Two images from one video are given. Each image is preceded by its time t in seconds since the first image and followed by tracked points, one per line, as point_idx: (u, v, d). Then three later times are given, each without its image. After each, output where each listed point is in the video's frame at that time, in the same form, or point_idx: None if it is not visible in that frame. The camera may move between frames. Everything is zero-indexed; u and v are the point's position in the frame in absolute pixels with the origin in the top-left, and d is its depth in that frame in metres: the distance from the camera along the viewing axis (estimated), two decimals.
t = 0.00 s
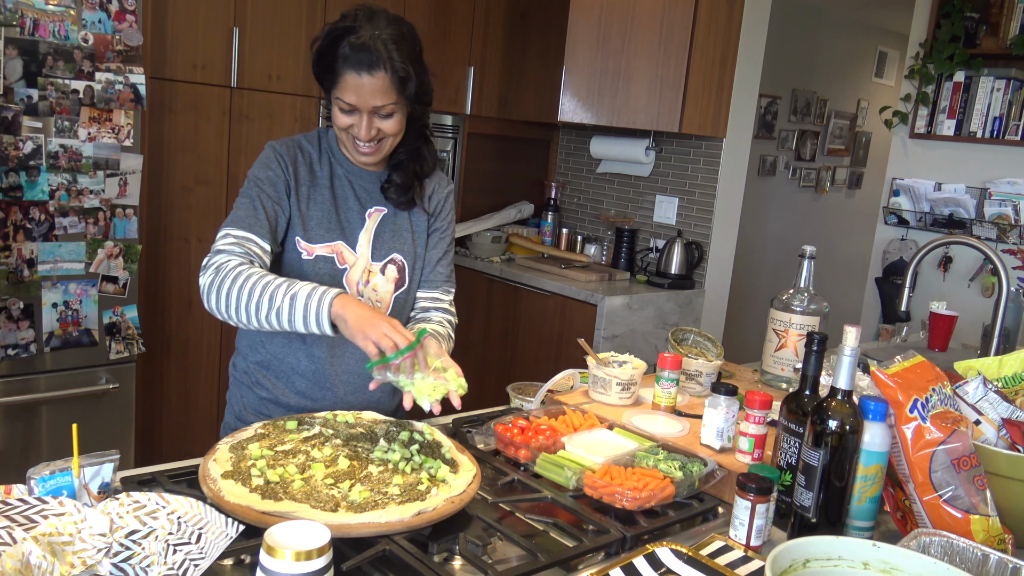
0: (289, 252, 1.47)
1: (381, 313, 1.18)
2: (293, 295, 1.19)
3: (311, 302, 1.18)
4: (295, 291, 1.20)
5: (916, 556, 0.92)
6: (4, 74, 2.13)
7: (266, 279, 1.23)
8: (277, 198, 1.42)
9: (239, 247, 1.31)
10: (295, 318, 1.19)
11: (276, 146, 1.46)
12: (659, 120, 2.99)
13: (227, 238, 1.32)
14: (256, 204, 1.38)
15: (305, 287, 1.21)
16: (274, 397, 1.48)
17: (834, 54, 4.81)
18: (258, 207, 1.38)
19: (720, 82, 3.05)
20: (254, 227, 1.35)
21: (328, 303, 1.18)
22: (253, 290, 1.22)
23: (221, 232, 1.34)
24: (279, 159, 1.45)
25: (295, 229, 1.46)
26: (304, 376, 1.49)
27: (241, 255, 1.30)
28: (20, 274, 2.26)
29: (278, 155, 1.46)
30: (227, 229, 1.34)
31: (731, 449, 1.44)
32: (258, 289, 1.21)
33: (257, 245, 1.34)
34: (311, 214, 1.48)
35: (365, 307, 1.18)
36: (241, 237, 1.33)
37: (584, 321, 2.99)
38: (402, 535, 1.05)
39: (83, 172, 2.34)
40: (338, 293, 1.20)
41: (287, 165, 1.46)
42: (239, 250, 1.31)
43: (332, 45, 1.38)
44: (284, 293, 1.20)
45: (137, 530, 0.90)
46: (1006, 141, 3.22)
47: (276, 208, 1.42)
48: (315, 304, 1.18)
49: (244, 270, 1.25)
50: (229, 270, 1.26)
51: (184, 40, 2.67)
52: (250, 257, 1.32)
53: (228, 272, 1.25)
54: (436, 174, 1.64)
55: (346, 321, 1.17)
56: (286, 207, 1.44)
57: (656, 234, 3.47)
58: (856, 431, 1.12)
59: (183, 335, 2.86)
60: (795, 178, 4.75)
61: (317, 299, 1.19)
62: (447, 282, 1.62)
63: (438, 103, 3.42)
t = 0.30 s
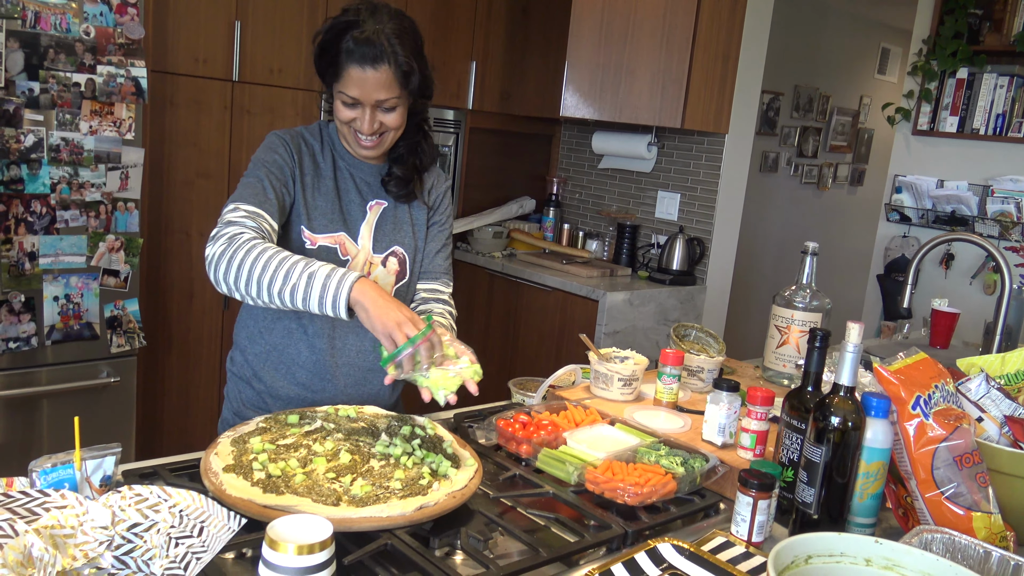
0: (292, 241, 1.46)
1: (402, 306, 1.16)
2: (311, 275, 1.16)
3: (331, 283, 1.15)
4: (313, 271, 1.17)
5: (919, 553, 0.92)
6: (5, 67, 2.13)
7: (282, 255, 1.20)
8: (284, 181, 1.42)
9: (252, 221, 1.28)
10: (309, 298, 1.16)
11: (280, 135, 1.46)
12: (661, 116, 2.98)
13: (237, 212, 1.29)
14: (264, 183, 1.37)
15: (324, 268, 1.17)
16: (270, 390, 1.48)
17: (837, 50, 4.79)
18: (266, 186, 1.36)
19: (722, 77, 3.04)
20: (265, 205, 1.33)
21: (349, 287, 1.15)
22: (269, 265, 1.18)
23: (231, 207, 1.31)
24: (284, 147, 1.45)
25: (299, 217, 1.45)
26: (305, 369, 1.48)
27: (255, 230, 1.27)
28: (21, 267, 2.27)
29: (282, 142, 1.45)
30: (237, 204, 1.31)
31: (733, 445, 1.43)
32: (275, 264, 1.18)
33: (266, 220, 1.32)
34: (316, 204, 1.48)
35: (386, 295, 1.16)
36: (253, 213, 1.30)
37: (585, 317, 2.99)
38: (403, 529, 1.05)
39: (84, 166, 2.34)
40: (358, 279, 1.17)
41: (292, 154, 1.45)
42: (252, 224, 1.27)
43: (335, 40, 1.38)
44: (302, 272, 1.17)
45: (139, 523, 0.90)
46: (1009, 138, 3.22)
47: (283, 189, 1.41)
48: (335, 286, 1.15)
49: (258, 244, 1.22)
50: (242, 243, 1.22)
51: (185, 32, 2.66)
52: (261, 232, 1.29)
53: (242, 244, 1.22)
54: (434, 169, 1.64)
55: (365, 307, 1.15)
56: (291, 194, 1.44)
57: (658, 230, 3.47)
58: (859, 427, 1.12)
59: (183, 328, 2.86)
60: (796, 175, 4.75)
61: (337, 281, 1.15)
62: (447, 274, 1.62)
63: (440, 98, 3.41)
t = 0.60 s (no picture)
0: (297, 242, 1.46)
1: (414, 316, 1.19)
2: (322, 294, 1.17)
3: (342, 304, 1.17)
4: (323, 290, 1.18)
5: (922, 550, 0.92)
6: (4, 66, 2.13)
7: (291, 271, 1.20)
8: (286, 183, 1.41)
9: (257, 232, 1.29)
10: (320, 316, 1.17)
11: (281, 135, 1.45)
12: (661, 113, 2.97)
13: (242, 222, 1.29)
14: (267, 188, 1.37)
15: (334, 287, 1.18)
16: (274, 388, 1.48)
17: (836, 47, 4.78)
18: (268, 191, 1.36)
19: (722, 74, 3.03)
20: (268, 212, 1.33)
21: (360, 307, 1.17)
22: (280, 282, 1.19)
23: (234, 216, 1.31)
24: (285, 147, 1.45)
25: (302, 218, 1.45)
26: (307, 367, 1.48)
27: (260, 241, 1.28)
28: (21, 266, 2.27)
29: (284, 143, 1.45)
30: (241, 212, 1.31)
31: (734, 442, 1.43)
32: (285, 282, 1.19)
33: (271, 229, 1.32)
34: (318, 203, 1.47)
35: (397, 313, 1.18)
36: (258, 222, 1.30)
37: (586, 314, 2.99)
38: (404, 527, 1.05)
39: (84, 165, 2.33)
40: (368, 299, 1.18)
41: (294, 153, 1.45)
42: (257, 235, 1.28)
43: (340, 38, 1.37)
44: (312, 291, 1.18)
45: (140, 522, 0.90)
46: (1010, 134, 3.21)
47: (286, 193, 1.41)
48: (346, 306, 1.17)
49: (267, 258, 1.22)
50: (252, 257, 1.22)
51: (185, 31, 2.66)
52: (266, 242, 1.30)
53: (251, 259, 1.22)
54: (436, 167, 1.64)
55: (378, 326, 1.17)
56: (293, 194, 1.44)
57: (658, 227, 3.46)
58: (861, 424, 1.12)
59: (184, 327, 2.86)
60: (797, 172, 4.74)
61: (348, 301, 1.17)
62: (450, 272, 1.62)
63: (440, 95, 3.40)
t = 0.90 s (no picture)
0: (303, 241, 1.45)
1: (373, 324, 1.14)
2: (283, 300, 1.15)
3: (301, 310, 1.14)
4: (284, 296, 1.16)
5: (921, 548, 0.92)
6: (5, 65, 2.13)
7: (256, 275, 1.18)
8: (279, 188, 1.40)
9: (235, 236, 1.28)
10: (279, 322, 1.15)
11: (285, 136, 1.45)
12: (662, 112, 2.97)
13: (223, 226, 1.29)
14: (257, 193, 1.36)
15: (295, 292, 1.16)
16: (288, 387, 1.48)
17: (837, 45, 4.78)
18: (258, 196, 1.35)
19: (723, 73, 3.03)
20: (251, 217, 1.32)
21: (318, 314, 1.14)
22: (242, 288, 1.17)
23: (215, 222, 1.30)
24: (287, 147, 1.44)
25: (309, 219, 1.45)
26: (311, 366, 1.48)
27: (235, 245, 1.27)
28: (22, 265, 2.27)
29: (285, 145, 1.45)
30: (223, 218, 1.30)
31: (736, 440, 1.43)
32: (248, 287, 1.17)
33: (251, 235, 1.31)
34: (323, 203, 1.47)
35: (354, 322, 1.14)
36: (237, 227, 1.30)
37: (588, 313, 2.99)
38: (406, 526, 1.05)
39: (85, 164, 2.34)
40: (328, 304, 1.16)
41: (295, 154, 1.45)
42: (233, 239, 1.27)
43: (349, 31, 1.39)
44: (273, 297, 1.16)
45: (142, 521, 0.90)
46: (1011, 132, 3.21)
47: (278, 198, 1.40)
48: (304, 313, 1.14)
49: (236, 262, 1.21)
50: (221, 261, 1.21)
51: (186, 30, 2.66)
52: (243, 246, 1.29)
53: (219, 262, 1.20)
54: (443, 166, 1.64)
55: (335, 334, 1.14)
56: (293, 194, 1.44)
57: (659, 226, 3.46)
58: (862, 422, 1.12)
59: (185, 326, 2.86)
60: (797, 170, 4.74)
61: (308, 308, 1.15)
62: (458, 274, 1.63)
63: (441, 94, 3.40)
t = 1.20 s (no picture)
0: (309, 245, 1.45)
1: (371, 368, 1.06)
2: (285, 322, 1.09)
3: (300, 336, 1.08)
4: (288, 317, 1.10)
5: (917, 553, 0.92)
6: (6, 64, 2.13)
7: (266, 288, 1.14)
8: (290, 188, 1.39)
9: (253, 237, 1.26)
10: (276, 344, 1.09)
11: (291, 138, 1.45)
12: (663, 114, 2.97)
13: (240, 225, 1.27)
14: (269, 192, 1.34)
15: (301, 316, 1.10)
16: (287, 388, 1.48)
17: (837, 47, 4.78)
18: (271, 196, 1.34)
19: (723, 76, 3.04)
20: (267, 218, 1.31)
21: (316, 345, 1.08)
22: (249, 299, 1.12)
23: (233, 219, 1.28)
24: (295, 149, 1.44)
25: (314, 223, 1.45)
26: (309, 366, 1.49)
27: (254, 248, 1.24)
28: (22, 265, 2.27)
29: (293, 147, 1.44)
30: (240, 216, 1.28)
31: (733, 443, 1.44)
32: (254, 299, 1.12)
33: (268, 234, 1.29)
34: (328, 207, 1.47)
35: (351, 362, 1.06)
36: (255, 226, 1.28)
37: (587, 315, 2.99)
38: (404, 527, 1.05)
39: (85, 163, 2.34)
40: (331, 336, 1.09)
41: (303, 155, 1.44)
42: (253, 239, 1.25)
43: (358, 27, 1.41)
44: (277, 315, 1.10)
45: (140, 521, 0.90)
46: (1010, 135, 3.21)
47: (290, 197, 1.39)
48: (302, 342, 1.08)
49: (252, 269, 1.17)
50: (237, 265, 1.17)
51: (187, 29, 2.66)
52: (262, 248, 1.26)
53: (235, 267, 1.17)
54: (446, 168, 1.64)
55: (329, 369, 1.06)
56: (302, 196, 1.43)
57: (658, 228, 3.47)
58: (859, 425, 1.12)
59: (184, 325, 2.86)
60: (797, 172, 4.75)
61: (306, 336, 1.08)
62: (461, 277, 1.65)
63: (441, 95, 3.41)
